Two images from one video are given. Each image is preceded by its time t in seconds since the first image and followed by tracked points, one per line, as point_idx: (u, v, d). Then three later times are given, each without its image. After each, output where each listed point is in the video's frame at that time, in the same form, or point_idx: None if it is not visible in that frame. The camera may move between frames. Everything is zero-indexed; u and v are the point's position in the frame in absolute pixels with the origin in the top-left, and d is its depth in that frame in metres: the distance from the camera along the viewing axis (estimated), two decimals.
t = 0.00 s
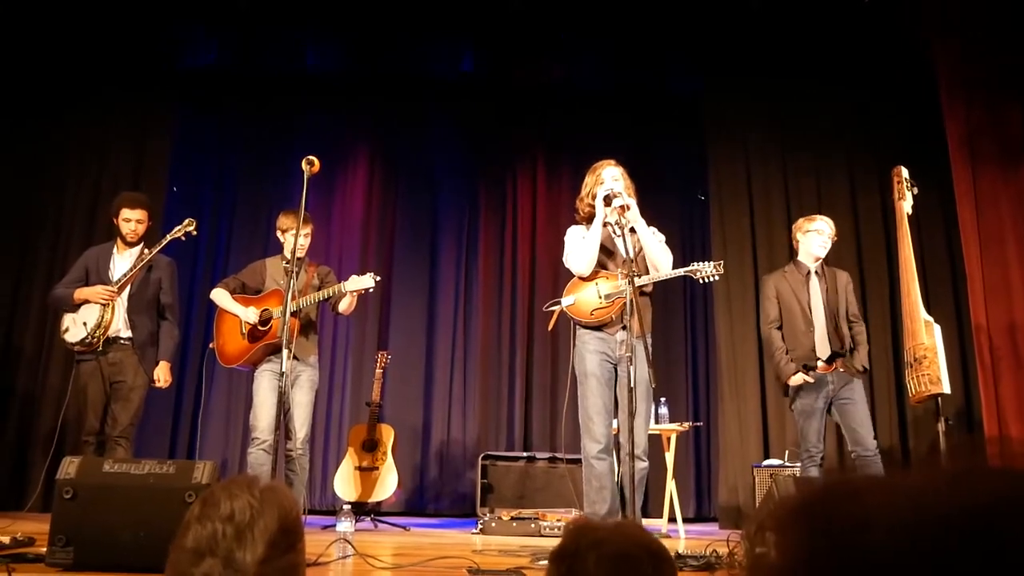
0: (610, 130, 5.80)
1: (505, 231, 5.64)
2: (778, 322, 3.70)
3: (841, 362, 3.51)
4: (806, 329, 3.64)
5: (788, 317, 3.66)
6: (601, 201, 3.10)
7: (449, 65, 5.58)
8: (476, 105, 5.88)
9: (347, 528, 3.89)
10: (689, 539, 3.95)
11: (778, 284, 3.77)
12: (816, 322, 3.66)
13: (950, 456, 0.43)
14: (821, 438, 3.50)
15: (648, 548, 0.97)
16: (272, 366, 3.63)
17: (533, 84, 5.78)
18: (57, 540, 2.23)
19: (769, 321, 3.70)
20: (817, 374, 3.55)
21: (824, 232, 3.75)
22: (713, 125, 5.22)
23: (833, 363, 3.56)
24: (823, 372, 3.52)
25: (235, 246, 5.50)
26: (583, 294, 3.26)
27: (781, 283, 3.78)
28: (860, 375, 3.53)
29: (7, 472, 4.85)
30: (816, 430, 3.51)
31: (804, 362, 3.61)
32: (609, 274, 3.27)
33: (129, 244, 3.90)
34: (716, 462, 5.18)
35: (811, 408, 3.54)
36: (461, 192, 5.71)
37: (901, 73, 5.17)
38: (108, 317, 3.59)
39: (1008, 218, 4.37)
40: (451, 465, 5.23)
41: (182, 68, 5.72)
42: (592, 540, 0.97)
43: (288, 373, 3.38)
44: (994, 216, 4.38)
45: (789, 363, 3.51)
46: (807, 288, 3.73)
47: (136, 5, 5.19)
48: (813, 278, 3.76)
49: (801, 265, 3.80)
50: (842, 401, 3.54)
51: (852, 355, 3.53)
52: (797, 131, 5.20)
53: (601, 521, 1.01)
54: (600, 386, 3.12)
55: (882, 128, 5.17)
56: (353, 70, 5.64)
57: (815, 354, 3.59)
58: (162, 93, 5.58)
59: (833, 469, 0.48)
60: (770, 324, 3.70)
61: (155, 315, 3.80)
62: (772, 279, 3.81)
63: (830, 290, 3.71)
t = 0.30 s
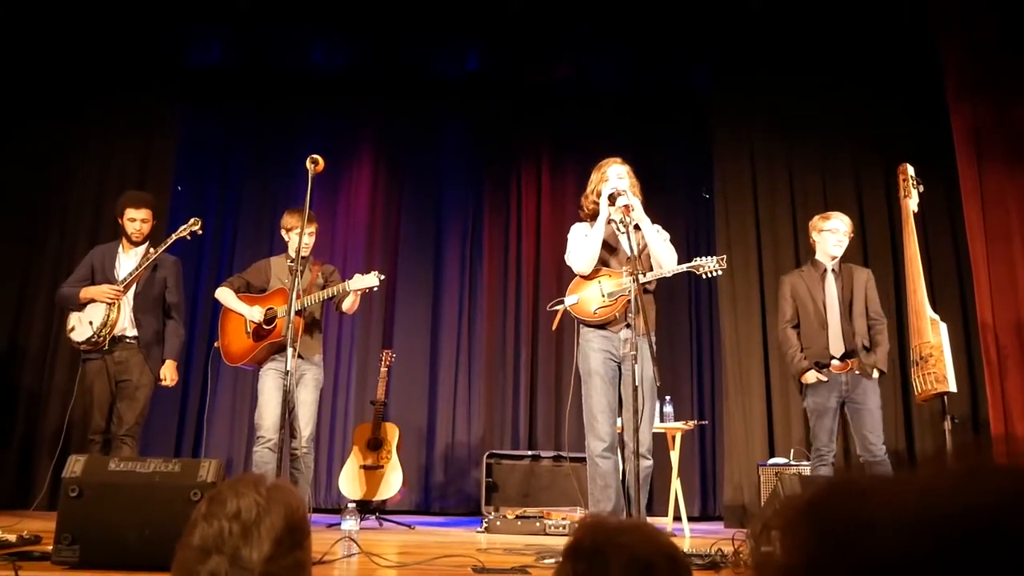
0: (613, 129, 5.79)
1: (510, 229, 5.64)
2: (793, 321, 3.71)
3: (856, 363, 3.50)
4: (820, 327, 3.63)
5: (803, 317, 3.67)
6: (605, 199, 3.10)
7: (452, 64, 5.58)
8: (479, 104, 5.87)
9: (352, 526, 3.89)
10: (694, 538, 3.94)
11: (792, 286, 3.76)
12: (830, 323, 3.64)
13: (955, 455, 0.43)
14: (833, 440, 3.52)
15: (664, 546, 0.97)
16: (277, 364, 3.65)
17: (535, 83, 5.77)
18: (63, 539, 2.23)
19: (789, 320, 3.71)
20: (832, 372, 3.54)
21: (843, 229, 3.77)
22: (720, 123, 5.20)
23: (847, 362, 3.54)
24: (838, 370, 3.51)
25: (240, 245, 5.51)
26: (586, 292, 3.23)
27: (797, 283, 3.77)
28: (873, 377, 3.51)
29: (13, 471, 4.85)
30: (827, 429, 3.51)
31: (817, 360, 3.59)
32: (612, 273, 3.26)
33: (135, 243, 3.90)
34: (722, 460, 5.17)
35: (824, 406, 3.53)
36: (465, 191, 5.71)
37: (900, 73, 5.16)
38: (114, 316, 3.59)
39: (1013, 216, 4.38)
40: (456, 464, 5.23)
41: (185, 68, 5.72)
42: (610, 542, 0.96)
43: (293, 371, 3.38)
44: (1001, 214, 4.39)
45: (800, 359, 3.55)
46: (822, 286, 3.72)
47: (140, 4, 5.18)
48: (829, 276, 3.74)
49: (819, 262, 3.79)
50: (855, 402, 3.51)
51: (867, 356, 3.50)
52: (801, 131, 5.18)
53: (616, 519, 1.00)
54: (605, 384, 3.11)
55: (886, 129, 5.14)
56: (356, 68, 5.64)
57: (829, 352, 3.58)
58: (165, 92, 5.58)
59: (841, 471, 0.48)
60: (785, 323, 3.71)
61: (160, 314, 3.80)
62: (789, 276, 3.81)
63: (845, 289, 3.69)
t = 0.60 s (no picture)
0: (615, 128, 5.79)
1: (513, 228, 5.63)
2: (818, 317, 3.67)
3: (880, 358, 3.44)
4: (845, 322, 3.58)
5: (826, 313, 3.63)
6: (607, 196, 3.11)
7: (455, 63, 5.58)
8: (482, 103, 5.87)
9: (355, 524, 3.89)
10: (698, 536, 3.94)
11: (816, 283, 3.72)
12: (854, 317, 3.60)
13: (967, 454, 0.43)
14: (852, 438, 3.46)
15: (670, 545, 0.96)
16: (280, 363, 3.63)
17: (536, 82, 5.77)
18: (67, 537, 2.23)
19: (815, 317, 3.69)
20: (855, 368, 3.50)
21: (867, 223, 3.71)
22: (723, 122, 5.19)
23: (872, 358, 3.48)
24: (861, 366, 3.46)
25: (244, 245, 5.51)
26: (589, 291, 3.21)
27: (821, 278, 3.73)
28: (897, 373, 3.44)
29: (18, 470, 4.86)
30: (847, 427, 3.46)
31: (840, 356, 3.56)
32: (615, 271, 3.24)
33: (140, 241, 3.91)
34: (726, 459, 5.17)
35: (846, 403, 3.48)
36: (468, 190, 5.71)
37: (900, 73, 5.15)
38: (119, 315, 3.60)
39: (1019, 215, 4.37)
40: (460, 463, 5.23)
41: (188, 67, 5.72)
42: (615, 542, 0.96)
43: (296, 370, 3.38)
44: (1005, 212, 4.38)
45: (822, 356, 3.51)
46: (846, 281, 3.68)
47: (140, 5, 5.18)
48: (853, 272, 3.69)
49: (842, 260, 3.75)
50: (877, 397, 3.45)
51: (892, 350, 3.43)
52: (804, 130, 5.17)
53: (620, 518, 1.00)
54: (608, 383, 3.12)
55: (889, 129, 5.12)
56: (359, 67, 5.64)
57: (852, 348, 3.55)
58: (168, 92, 5.59)
59: (849, 471, 0.47)
60: (810, 319, 3.67)
61: (165, 313, 3.81)
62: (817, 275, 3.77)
63: (869, 285, 3.64)
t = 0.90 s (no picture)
0: (616, 127, 5.78)
1: (516, 227, 5.63)
2: (838, 315, 3.89)
3: (897, 357, 3.61)
4: (861, 322, 3.78)
5: (847, 312, 3.84)
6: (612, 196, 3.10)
7: (457, 62, 5.58)
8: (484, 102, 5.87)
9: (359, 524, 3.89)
10: (701, 535, 3.95)
11: (839, 283, 3.92)
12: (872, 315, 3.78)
13: (975, 449, 0.43)
14: (868, 434, 3.64)
15: (642, 532, 1.01)
16: (284, 363, 3.64)
17: (538, 81, 5.77)
18: (71, 536, 2.24)
19: (835, 314, 3.90)
20: (873, 365, 3.67)
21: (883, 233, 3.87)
22: (726, 121, 5.18)
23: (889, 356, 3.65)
24: (878, 364, 3.65)
25: (247, 244, 5.52)
26: (592, 290, 3.21)
27: (844, 278, 3.92)
28: (914, 373, 3.59)
29: (21, 469, 4.87)
30: (863, 424, 3.64)
31: (857, 353, 3.74)
32: (618, 271, 3.25)
33: (143, 241, 3.91)
34: (728, 458, 5.17)
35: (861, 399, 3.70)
36: (471, 189, 5.71)
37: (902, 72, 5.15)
38: (122, 314, 3.60)
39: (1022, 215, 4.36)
40: (463, 461, 5.23)
41: (190, 66, 5.72)
42: (586, 530, 1.00)
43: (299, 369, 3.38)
44: (1009, 212, 4.37)
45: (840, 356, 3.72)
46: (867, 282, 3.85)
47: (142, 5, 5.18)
48: (875, 270, 3.83)
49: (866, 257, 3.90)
50: (894, 396, 3.62)
51: (909, 351, 3.59)
52: (806, 130, 5.16)
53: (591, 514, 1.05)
54: (611, 382, 3.12)
55: (891, 128, 5.12)
56: (362, 66, 5.65)
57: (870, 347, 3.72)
58: (170, 91, 5.59)
59: (854, 469, 0.47)
60: (830, 317, 3.90)
61: (168, 312, 3.81)
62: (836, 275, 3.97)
63: (888, 286, 3.76)
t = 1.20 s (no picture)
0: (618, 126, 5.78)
1: (517, 227, 5.63)
2: (847, 313, 3.92)
3: (902, 357, 3.61)
4: (866, 322, 3.81)
5: (855, 309, 3.87)
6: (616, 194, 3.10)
7: (458, 61, 5.58)
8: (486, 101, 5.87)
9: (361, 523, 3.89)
10: (704, 534, 3.95)
11: (849, 282, 3.95)
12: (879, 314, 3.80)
13: (976, 452, 0.43)
14: (872, 431, 3.68)
15: (624, 526, 1.09)
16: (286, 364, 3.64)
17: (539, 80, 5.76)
18: (73, 536, 2.24)
19: (844, 313, 3.93)
20: (877, 364, 3.69)
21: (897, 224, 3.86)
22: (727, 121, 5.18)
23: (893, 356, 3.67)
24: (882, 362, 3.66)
25: (248, 245, 5.52)
26: (595, 289, 3.20)
27: (853, 277, 3.95)
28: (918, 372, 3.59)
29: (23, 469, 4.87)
30: (867, 422, 3.68)
31: (863, 351, 3.77)
32: (622, 270, 3.24)
33: (146, 241, 3.92)
34: (731, 458, 5.17)
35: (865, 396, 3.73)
36: (472, 188, 5.71)
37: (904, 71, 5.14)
38: (126, 314, 3.60)
39: None
40: (465, 461, 5.23)
41: (191, 66, 5.72)
42: (569, 531, 1.08)
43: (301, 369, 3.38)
44: (1011, 211, 4.35)
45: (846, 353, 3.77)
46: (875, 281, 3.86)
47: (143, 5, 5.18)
48: (884, 268, 3.84)
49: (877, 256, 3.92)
50: (897, 395, 3.63)
51: (913, 350, 3.59)
52: (808, 129, 5.15)
53: (578, 517, 1.13)
54: (613, 381, 3.12)
55: (892, 128, 5.11)
56: (364, 65, 5.66)
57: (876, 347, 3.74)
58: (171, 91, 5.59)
59: (857, 470, 0.47)
60: (840, 315, 3.93)
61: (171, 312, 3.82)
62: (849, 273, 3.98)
63: (896, 285, 3.76)
